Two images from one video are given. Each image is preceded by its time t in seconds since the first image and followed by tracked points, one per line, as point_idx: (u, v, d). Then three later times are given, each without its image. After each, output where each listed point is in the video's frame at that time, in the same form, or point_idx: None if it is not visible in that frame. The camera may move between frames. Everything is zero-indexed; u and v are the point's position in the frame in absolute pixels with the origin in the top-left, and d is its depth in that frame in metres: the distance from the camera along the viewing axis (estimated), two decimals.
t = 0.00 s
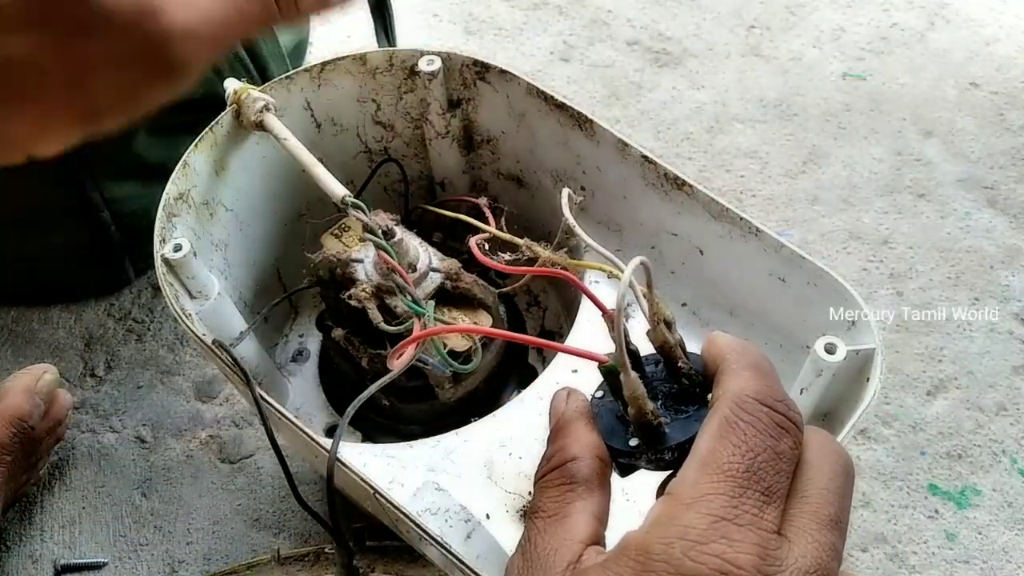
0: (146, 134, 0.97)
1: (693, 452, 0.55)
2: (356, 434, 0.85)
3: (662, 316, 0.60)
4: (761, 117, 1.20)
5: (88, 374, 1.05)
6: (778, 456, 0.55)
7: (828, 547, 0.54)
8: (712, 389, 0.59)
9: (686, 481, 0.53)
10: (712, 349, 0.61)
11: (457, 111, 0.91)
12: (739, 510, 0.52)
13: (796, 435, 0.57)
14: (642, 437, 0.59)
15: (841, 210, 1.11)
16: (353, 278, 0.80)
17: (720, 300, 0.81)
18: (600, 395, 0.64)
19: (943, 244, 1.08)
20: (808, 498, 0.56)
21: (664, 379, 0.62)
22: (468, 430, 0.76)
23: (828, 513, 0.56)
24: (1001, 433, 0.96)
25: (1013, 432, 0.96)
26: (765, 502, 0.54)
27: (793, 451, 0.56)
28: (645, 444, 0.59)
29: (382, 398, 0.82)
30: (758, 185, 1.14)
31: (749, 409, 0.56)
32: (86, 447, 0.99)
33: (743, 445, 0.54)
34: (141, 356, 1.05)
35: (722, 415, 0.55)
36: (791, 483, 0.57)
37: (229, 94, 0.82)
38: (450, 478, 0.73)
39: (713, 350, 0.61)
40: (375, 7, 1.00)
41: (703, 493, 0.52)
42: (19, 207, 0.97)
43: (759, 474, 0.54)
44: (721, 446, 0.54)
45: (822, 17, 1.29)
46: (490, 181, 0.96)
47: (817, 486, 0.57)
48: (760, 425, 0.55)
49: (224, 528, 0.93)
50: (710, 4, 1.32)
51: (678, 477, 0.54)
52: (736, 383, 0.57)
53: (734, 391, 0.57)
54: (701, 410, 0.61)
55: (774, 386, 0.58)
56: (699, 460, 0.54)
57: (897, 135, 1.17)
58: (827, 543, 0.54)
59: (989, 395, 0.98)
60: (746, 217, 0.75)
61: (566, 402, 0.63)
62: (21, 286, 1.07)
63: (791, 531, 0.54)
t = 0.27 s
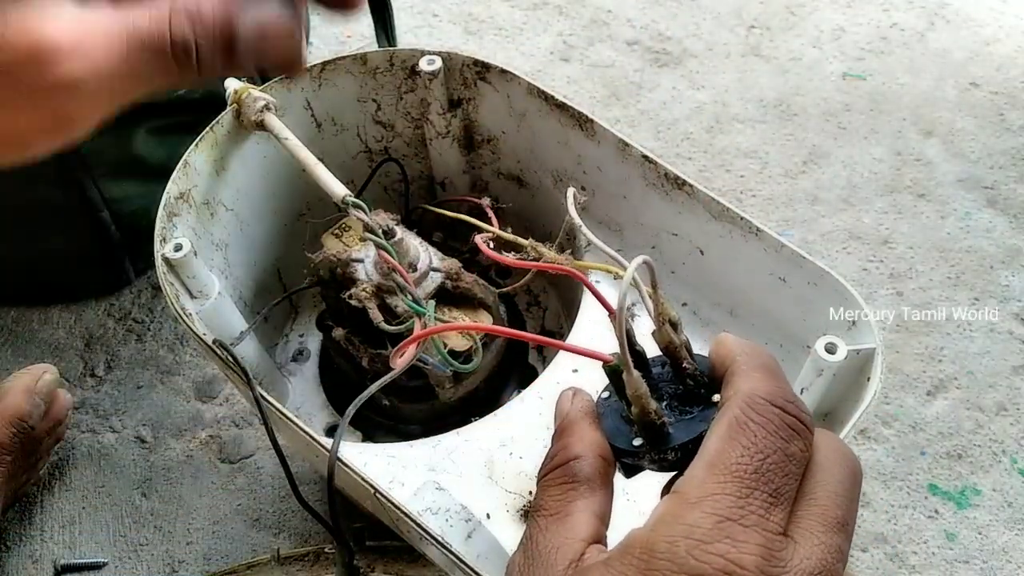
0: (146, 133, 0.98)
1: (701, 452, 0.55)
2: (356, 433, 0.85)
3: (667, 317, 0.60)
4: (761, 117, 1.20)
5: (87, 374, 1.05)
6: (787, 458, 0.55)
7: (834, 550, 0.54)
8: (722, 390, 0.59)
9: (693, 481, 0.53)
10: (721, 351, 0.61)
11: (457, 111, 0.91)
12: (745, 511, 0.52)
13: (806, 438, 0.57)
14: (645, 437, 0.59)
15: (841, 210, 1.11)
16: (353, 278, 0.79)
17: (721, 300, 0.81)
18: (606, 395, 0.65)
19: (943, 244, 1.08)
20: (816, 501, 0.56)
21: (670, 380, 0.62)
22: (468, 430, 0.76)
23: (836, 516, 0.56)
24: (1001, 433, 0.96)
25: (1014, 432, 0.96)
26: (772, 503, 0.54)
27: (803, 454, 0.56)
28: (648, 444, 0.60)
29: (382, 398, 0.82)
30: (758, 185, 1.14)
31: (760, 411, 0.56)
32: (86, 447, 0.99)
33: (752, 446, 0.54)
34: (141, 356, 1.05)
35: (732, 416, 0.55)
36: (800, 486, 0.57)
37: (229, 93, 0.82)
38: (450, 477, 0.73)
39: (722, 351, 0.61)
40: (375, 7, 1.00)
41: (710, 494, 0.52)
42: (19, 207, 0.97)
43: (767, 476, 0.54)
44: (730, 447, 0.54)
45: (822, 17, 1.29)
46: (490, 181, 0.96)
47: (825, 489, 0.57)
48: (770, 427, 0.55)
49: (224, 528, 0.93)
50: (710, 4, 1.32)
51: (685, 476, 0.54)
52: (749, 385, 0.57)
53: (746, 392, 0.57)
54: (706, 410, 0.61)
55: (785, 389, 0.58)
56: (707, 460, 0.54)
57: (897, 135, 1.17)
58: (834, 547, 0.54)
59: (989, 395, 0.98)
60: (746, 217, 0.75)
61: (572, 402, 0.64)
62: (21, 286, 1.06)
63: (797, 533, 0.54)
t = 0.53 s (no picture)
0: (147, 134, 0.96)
1: (700, 451, 0.55)
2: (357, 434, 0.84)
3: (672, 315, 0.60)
4: (761, 117, 1.20)
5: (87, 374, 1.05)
6: (787, 458, 0.55)
7: (833, 549, 0.54)
8: (723, 390, 0.59)
9: (691, 480, 0.53)
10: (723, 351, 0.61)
11: (457, 111, 0.91)
12: (743, 509, 0.52)
13: (807, 439, 0.57)
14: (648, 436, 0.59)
15: (841, 210, 1.11)
16: (353, 278, 0.80)
17: (721, 300, 0.81)
18: (607, 394, 0.65)
19: (943, 244, 1.08)
20: (815, 500, 0.56)
21: (671, 379, 0.62)
22: (468, 430, 0.76)
23: (835, 516, 0.56)
24: (1001, 433, 0.96)
25: (1014, 432, 0.96)
26: (771, 503, 0.54)
27: (803, 454, 0.56)
28: (650, 443, 0.59)
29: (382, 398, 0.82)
30: (758, 185, 1.14)
31: (760, 411, 0.56)
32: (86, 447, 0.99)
33: (752, 446, 0.54)
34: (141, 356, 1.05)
35: (733, 416, 0.55)
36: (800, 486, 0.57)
37: (229, 93, 0.82)
38: (450, 478, 0.73)
39: (724, 352, 0.61)
40: (375, 7, 1.00)
41: (709, 493, 0.53)
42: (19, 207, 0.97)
43: (766, 475, 0.54)
44: (730, 446, 0.54)
45: (822, 17, 1.29)
46: (490, 181, 0.96)
47: (824, 489, 0.57)
48: (771, 427, 0.55)
49: (225, 528, 0.93)
50: (710, 4, 1.32)
51: (684, 475, 0.54)
52: (750, 386, 0.57)
53: (747, 393, 0.57)
54: (708, 409, 0.61)
55: (787, 389, 0.58)
56: (706, 459, 0.54)
57: (897, 135, 1.17)
58: (832, 546, 0.54)
59: (990, 395, 0.98)
60: (746, 217, 0.75)
61: (573, 399, 0.63)
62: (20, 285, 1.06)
63: (795, 532, 0.54)
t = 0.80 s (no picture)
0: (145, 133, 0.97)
1: (703, 451, 0.55)
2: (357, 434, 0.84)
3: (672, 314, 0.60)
4: (761, 117, 1.20)
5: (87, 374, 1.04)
6: (789, 457, 0.55)
7: (836, 548, 0.54)
8: (723, 391, 0.60)
9: (693, 478, 0.53)
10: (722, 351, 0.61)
11: (457, 111, 0.91)
12: (747, 508, 0.52)
13: (808, 438, 0.57)
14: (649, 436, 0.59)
15: (841, 210, 1.11)
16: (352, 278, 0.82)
17: (721, 299, 0.81)
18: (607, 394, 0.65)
19: (943, 244, 1.08)
20: (817, 500, 0.56)
21: (672, 379, 0.62)
22: (469, 430, 0.76)
23: (837, 515, 0.56)
24: (1001, 433, 0.96)
25: (1014, 432, 0.96)
26: (774, 502, 0.54)
27: (804, 454, 0.56)
28: (652, 443, 0.59)
29: (382, 397, 0.83)
30: (758, 185, 1.14)
31: (762, 410, 0.56)
32: (86, 447, 0.99)
33: (754, 445, 0.54)
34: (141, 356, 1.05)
35: (734, 416, 0.55)
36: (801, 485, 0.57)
37: (229, 93, 0.82)
38: (450, 477, 0.73)
39: (724, 351, 0.61)
40: (375, 7, 1.00)
41: (712, 492, 0.52)
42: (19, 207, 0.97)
43: (769, 475, 0.54)
44: (731, 446, 0.54)
45: (822, 17, 1.29)
46: (490, 181, 0.95)
47: (826, 488, 0.57)
48: (772, 427, 0.55)
49: (225, 528, 0.93)
50: (710, 4, 1.32)
51: (686, 474, 0.54)
52: (750, 385, 0.57)
53: (747, 392, 0.57)
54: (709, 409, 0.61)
55: (787, 389, 0.58)
56: (708, 458, 0.54)
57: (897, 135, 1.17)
58: (836, 546, 0.54)
59: (990, 395, 0.98)
60: (747, 217, 0.75)
61: (574, 401, 0.64)
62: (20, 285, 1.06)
63: (798, 531, 0.54)
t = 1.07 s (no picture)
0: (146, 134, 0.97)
1: (704, 453, 0.55)
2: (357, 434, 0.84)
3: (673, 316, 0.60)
4: (761, 117, 1.20)
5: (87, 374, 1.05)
6: (791, 462, 0.55)
7: (835, 552, 0.55)
8: (725, 392, 0.59)
9: (695, 482, 0.53)
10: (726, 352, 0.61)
11: (457, 110, 0.91)
12: (748, 513, 0.52)
13: (811, 441, 0.57)
14: (651, 436, 0.59)
15: (841, 210, 1.11)
16: (352, 277, 0.79)
17: (721, 300, 0.81)
18: (608, 395, 0.64)
19: (943, 244, 1.08)
20: (819, 503, 0.56)
21: (673, 380, 0.62)
22: (468, 430, 0.76)
23: (838, 518, 0.56)
24: (1001, 433, 0.96)
25: (1013, 432, 0.96)
26: (776, 506, 0.54)
27: (807, 457, 0.56)
28: (654, 444, 0.59)
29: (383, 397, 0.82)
30: (758, 185, 1.14)
31: (764, 414, 0.55)
32: (86, 447, 0.99)
33: (756, 450, 0.54)
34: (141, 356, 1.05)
35: (737, 419, 0.55)
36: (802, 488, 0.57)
37: (229, 93, 0.82)
38: (451, 478, 0.73)
39: (728, 352, 0.61)
40: (375, 7, 1.00)
41: (714, 497, 0.53)
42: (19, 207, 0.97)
43: (771, 479, 0.54)
44: (733, 450, 0.54)
45: (822, 17, 1.29)
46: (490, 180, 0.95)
47: (828, 491, 0.57)
48: (775, 431, 0.55)
49: (225, 528, 0.93)
50: (710, 4, 1.32)
51: (688, 477, 0.54)
52: (753, 388, 0.57)
53: (750, 395, 0.56)
54: (711, 410, 0.61)
55: (789, 391, 0.58)
56: (711, 461, 0.54)
57: (897, 135, 1.17)
58: (836, 550, 0.55)
59: (990, 395, 0.98)
60: (747, 217, 0.75)
61: (576, 400, 0.63)
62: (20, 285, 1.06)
63: (799, 535, 0.54)
